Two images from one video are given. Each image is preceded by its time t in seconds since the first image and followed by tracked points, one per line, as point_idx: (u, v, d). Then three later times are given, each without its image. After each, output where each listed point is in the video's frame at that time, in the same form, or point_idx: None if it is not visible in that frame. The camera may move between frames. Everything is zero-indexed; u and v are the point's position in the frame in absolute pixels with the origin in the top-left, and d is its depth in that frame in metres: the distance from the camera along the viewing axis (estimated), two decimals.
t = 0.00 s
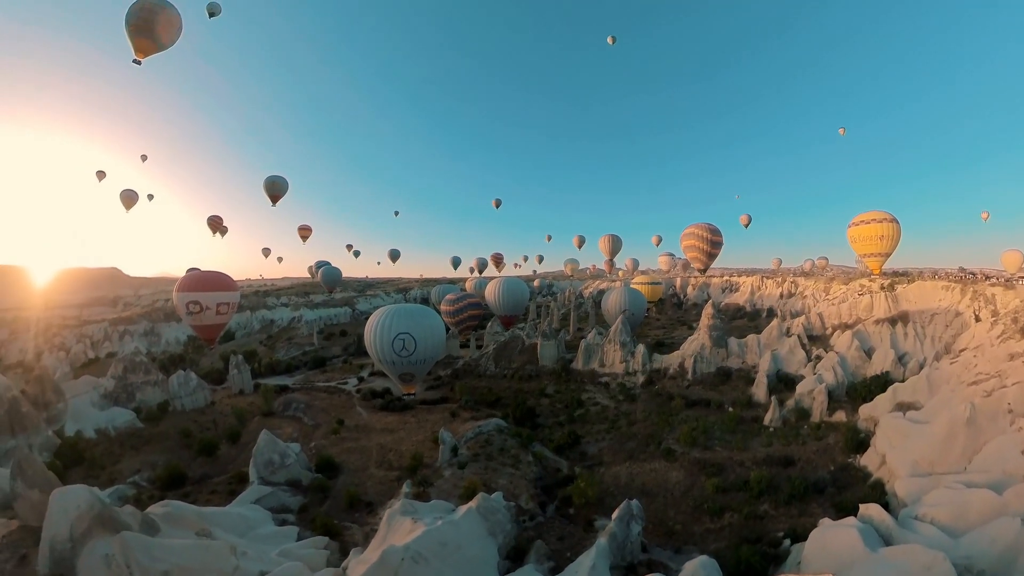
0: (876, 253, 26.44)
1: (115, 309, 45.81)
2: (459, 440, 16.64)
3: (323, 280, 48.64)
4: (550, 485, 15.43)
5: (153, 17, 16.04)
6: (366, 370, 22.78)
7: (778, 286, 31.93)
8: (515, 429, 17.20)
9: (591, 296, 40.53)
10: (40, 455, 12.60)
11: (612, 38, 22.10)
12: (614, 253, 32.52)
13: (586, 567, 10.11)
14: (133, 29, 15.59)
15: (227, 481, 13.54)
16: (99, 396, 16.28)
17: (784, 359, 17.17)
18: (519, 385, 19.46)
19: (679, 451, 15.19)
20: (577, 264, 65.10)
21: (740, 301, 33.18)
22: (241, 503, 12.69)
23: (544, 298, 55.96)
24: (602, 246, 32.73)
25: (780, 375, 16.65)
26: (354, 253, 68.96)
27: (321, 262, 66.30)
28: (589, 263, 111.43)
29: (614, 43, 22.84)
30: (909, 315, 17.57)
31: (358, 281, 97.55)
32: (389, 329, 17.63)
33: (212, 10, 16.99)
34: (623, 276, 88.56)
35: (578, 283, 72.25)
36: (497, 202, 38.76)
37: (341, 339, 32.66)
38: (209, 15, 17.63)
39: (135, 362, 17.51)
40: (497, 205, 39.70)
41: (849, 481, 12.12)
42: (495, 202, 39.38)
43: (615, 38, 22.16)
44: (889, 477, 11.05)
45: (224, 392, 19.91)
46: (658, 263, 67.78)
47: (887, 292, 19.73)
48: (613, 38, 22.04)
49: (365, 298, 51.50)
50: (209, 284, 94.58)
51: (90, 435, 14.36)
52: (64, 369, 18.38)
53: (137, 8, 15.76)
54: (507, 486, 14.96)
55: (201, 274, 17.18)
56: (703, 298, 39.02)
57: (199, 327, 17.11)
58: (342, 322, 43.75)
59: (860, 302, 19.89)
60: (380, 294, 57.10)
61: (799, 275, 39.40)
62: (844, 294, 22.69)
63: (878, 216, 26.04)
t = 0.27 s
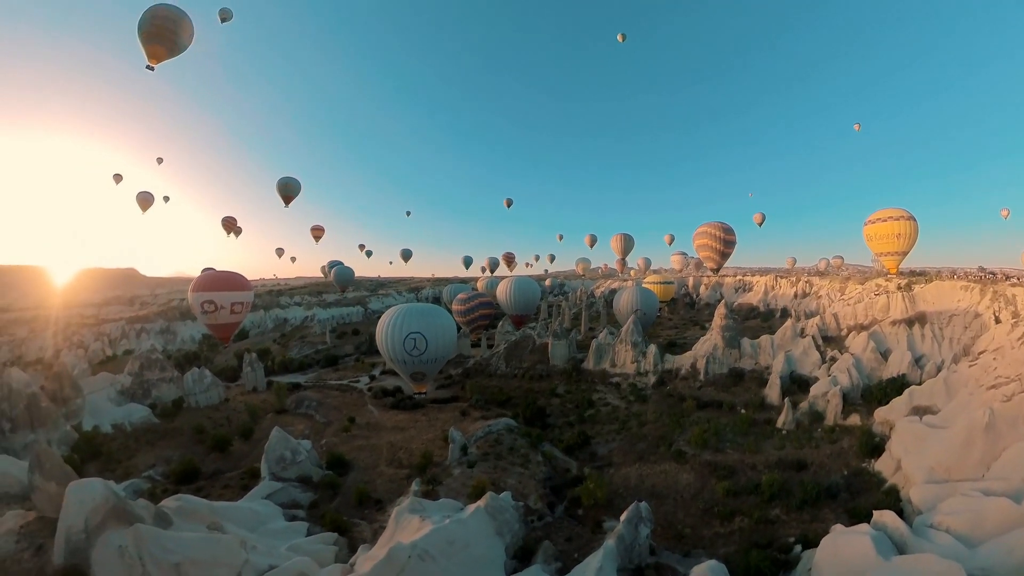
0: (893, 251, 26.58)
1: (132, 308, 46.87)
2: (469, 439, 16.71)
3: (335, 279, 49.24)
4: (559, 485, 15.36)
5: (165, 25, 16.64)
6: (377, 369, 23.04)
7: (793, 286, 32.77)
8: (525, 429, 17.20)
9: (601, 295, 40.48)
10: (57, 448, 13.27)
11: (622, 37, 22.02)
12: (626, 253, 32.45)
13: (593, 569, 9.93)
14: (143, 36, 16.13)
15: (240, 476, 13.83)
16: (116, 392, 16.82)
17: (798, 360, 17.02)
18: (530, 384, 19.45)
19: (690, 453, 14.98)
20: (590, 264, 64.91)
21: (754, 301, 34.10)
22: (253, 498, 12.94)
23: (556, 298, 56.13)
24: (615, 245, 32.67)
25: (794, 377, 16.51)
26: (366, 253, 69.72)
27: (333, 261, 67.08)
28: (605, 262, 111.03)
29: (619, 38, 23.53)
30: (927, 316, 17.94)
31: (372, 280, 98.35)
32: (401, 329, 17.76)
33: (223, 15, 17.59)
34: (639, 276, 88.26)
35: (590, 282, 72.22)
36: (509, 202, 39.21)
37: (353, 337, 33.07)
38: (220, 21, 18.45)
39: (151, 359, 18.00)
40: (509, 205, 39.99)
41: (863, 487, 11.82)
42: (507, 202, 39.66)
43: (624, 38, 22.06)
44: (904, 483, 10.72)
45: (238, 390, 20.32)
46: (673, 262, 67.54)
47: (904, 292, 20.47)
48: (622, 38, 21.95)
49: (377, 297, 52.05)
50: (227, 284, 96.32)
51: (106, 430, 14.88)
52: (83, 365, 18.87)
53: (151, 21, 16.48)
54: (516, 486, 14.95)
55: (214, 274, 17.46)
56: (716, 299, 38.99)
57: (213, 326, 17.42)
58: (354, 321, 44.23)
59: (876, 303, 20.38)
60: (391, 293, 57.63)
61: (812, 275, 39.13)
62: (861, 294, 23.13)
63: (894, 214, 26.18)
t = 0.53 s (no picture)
0: (912, 250, 26.07)
1: (149, 307, 47.99)
2: (479, 438, 16.74)
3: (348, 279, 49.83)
4: (568, 485, 15.25)
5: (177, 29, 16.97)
6: (389, 367, 23.34)
7: (809, 287, 33.95)
8: (535, 428, 17.19)
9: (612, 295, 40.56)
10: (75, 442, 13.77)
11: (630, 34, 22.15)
12: (638, 252, 32.48)
13: (599, 571, 9.75)
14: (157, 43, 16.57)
15: (252, 472, 14.11)
16: (132, 389, 17.34)
17: (812, 362, 17.20)
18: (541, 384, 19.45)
19: (701, 455, 14.78)
20: (601, 264, 64.86)
21: (768, 301, 35.89)
22: (264, 493, 13.19)
23: (567, 297, 56.29)
24: (627, 245, 32.69)
25: (807, 379, 16.62)
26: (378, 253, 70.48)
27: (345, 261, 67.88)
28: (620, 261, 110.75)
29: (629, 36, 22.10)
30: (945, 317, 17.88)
31: (385, 280, 99.16)
32: (412, 328, 17.90)
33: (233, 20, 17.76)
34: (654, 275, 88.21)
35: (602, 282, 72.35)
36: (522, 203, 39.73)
37: (364, 335, 33.45)
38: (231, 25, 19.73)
39: (167, 357, 18.52)
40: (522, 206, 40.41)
41: (877, 493, 11.60)
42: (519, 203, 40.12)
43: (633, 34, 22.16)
44: (921, 490, 10.38)
45: (251, 387, 20.74)
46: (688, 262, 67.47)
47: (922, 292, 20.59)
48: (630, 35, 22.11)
49: (389, 297, 52.61)
50: (245, 283, 98.01)
51: (123, 426, 15.44)
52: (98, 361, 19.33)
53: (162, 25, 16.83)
54: (525, 485, 14.89)
55: (229, 275, 17.78)
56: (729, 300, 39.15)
57: (228, 325, 17.82)
58: (366, 320, 44.69)
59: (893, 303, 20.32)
60: (402, 292, 58.06)
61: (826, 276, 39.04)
62: (877, 295, 23.19)
63: (912, 212, 25.75)
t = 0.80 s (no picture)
0: (928, 248, 26.18)
1: (166, 306, 48.97)
2: (489, 437, 16.78)
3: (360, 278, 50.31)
4: (578, 486, 15.16)
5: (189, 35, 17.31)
6: (401, 366, 23.59)
7: (823, 286, 33.80)
8: (546, 428, 17.16)
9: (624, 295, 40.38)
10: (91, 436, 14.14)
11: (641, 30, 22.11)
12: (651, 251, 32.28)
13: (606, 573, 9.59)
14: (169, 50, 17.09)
15: (264, 468, 14.38)
16: (149, 385, 17.81)
17: (826, 363, 16.82)
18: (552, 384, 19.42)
19: (712, 457, 14.56)
20: (614, 263, 64.46)
21: (781, 301, 35.59)
22: (276, 489, 13.42)
23: (579, 296, 56.10)
24: (640, 244, 32.48)
25: (822, 382, 16.25)
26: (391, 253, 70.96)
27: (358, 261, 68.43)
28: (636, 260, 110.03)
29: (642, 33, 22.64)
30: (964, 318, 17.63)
31: (400, 279, 99.73)
32: (423, 327, 18.00)
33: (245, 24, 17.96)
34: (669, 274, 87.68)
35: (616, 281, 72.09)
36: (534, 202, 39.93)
37: (376, 334, 33.79)
38: (244, 31, 21.21)
39: (181, 355, 19.00)
40: (534, 205, 40.60)
41: (891, 498, 11.31)
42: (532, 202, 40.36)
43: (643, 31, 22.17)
44: (937, 496, 10.07)
45: (265, 384, 21.15)
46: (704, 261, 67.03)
47: (941, 292, 20.06)
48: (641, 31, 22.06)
49: (401, 296, 53.03)
50: (263, 282, 99.45)
51: (138, 422, 16.00)
52: (115, 358, 19.84)
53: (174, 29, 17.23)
54: (534, 485, 14.86)
55: (244, 274, 18.19)
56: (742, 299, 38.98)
57: (242, 323, 18.17)
58: (378, 318, 45.05)
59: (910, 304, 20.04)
60: (414, 291, 58.50)
61: (840, 275, 38.67)
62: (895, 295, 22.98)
63: (930, 210, 25.67)
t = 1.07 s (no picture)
0: (949, 246, 25.52)
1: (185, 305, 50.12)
2: (500, 437, 16.80)
3: (373, 278, 50.77)
4: (588, 487, 15.02)
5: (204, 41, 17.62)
6: (414, 365, 23.82)
7: (840, 286, 33.32)
8: (557, 429, 17.10)
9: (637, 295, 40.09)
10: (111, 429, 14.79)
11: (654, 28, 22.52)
12: (665, 251, 31.94)
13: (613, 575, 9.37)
14: (184, 56, 17.57)
15: (277, 464, 14.68)
16: (167, 381, 18.30)
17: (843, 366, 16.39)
18: (564, 384, 19.37)
19: (724, 461, 14.29)
20: (627, 263, 64.10)
21: (797, 301, 35.08)
22: (288, 485, 13.66)
23: (592, 296, 55.84)
24: (654, 244, 32.13)
25: (838, 384, 15.82)
26: (405, 253, 71.76)
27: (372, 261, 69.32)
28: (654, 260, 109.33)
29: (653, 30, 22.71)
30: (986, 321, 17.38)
31: (415, 279, 100.38)
32: (436, 327, 18.09)
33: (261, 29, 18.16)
34: (686, 273, 86.98)
35: (630, 281, 71.77)
36: (547, 203, 39.98)
37: (389, 333, 34.16)
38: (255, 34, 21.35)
39: (198, 353, 19.48)
40: (547, 206, 40.74)
41: (908, 506, 10.97)
42: (544, 201, 40.44)
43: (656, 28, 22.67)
44: (956, 504, 9.71)
45: (280, 382, 21.56)
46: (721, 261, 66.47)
47: (962, 293, 19.79)
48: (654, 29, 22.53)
49: (415, 295, 53.49)
50: (282, 282, 101.11)
51: (155, 417, 16.46)
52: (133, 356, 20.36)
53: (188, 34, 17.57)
54: (544, 485, 14.81)
55: (260, 274, 18.57)
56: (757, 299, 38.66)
57: (258, 322, 18.51)
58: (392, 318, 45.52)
59: (930, 305, 19.82)
60: (428, 291, 58.89)
61: (857, 275, 38.13)
62: (913, 296, 22.73)
63: (949, 207, 25.24)
